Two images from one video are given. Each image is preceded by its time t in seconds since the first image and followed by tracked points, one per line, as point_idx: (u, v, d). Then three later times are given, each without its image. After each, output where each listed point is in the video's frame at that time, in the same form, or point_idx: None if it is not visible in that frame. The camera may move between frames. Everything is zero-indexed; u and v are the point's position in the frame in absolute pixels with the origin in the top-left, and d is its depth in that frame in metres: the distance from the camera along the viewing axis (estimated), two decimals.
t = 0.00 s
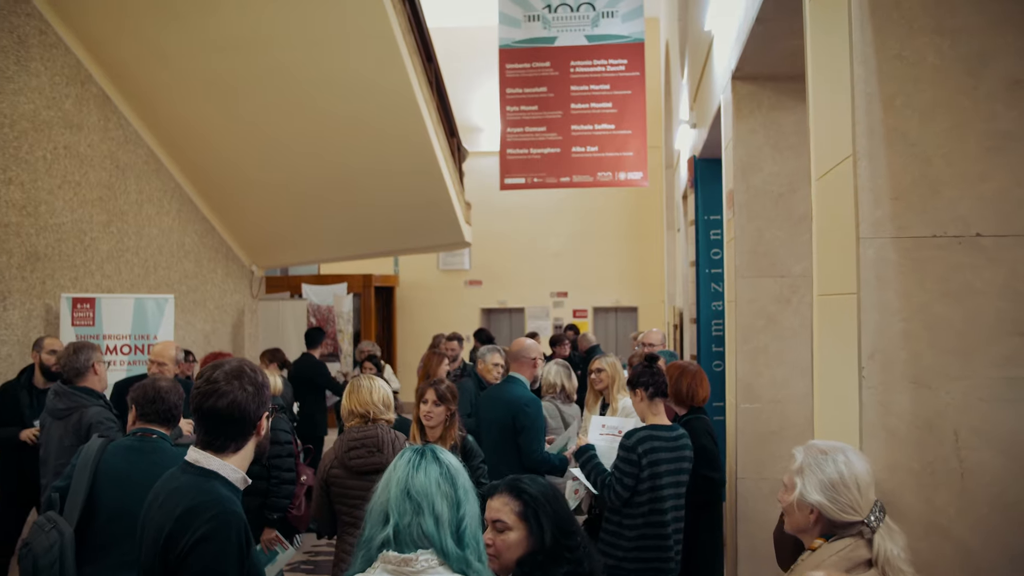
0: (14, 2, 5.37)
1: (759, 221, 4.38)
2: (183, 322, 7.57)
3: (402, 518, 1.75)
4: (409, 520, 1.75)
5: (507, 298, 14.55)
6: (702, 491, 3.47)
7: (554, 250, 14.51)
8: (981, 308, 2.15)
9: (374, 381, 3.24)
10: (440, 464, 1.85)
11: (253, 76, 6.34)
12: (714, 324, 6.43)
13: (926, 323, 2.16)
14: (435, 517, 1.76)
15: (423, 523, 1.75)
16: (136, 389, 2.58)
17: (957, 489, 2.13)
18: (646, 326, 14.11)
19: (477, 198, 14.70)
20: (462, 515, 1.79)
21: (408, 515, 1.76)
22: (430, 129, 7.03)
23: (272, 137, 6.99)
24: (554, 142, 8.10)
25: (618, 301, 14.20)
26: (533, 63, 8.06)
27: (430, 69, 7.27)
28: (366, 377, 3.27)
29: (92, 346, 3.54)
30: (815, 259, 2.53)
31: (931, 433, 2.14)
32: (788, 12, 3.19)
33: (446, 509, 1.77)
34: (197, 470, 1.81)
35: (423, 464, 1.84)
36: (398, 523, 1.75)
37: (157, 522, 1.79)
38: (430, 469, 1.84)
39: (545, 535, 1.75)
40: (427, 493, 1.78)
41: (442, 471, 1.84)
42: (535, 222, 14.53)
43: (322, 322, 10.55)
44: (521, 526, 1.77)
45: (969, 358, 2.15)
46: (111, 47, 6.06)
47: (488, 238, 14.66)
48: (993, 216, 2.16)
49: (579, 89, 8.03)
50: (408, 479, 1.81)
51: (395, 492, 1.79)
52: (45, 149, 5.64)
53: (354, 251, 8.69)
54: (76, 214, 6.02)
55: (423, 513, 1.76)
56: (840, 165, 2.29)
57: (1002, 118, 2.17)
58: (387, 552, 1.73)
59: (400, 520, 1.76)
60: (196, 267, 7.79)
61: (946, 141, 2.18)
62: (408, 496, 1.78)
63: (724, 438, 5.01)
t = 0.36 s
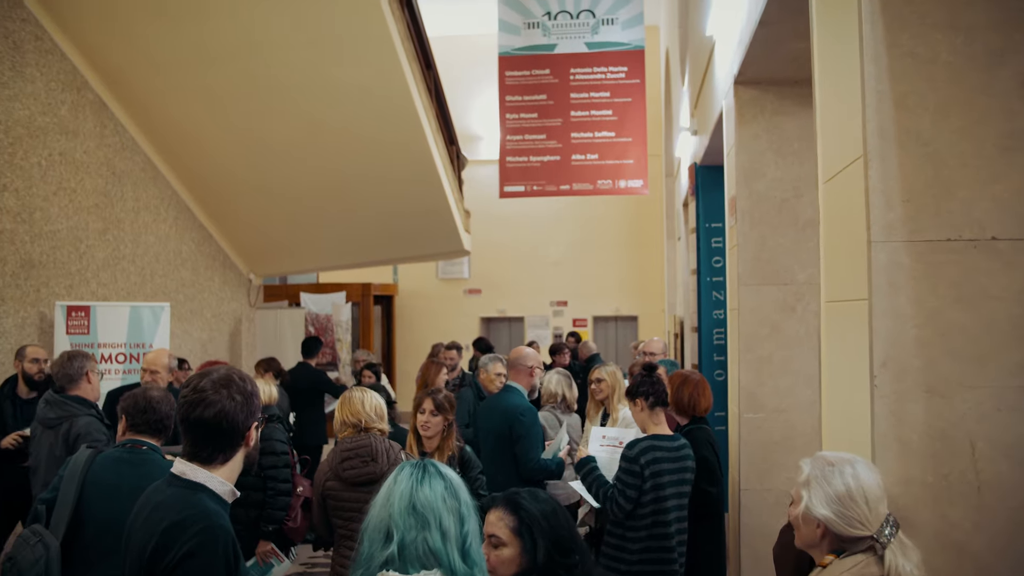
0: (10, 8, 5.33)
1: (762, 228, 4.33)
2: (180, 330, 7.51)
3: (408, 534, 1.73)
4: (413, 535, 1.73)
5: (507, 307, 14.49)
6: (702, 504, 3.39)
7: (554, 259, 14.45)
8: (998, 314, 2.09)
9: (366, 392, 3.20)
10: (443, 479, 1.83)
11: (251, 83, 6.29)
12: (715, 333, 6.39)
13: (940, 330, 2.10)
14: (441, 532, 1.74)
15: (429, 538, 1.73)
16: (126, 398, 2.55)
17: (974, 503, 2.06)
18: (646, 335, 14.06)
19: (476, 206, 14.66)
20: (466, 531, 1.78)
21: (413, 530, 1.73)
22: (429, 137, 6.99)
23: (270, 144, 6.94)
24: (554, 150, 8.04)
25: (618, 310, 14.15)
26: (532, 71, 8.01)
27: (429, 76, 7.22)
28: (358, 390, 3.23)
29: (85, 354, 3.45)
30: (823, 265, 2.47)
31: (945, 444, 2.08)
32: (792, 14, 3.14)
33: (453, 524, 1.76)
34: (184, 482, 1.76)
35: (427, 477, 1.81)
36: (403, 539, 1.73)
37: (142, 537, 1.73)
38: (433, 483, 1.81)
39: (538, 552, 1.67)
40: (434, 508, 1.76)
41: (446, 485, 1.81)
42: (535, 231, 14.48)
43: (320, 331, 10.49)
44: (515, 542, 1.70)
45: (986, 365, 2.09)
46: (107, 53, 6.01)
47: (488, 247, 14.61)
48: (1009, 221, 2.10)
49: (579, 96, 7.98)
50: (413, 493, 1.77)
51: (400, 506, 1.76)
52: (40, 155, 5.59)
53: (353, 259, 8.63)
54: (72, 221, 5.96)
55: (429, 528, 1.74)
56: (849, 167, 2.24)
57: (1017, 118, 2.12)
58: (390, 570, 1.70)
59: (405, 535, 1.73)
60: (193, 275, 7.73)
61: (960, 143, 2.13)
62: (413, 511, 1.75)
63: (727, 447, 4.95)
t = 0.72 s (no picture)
0: (5, 16, 5.28)
1: (766, 237, 4.27)
2: (176, 342, 7.44)
3: (407, 557, 1.66)
4: (413, 558, 1.66)
5: (507, 318, 14.43)
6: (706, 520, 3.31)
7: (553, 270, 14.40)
8: (1016, 324, 2.03)
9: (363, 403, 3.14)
10: (445, 499, 1.75)
11: (249, 93, 6.25)
12: (717, 344, 6.38)
13: (956, 341, 2.04)
14: (442, 554, 1.68)
15: (429, 561, 1.66)
16: (115, 412, 2.48)
17: (993, 521, 1.99)
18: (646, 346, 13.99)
19: (476, 217, 14.61)
20: (467, 552, 1.72)
21: (413, 553, 1.66)
22: (429, 148, 6.95)
23: (268, 154, 6.89)
24: (554, 160, 7.99)
25: (618, 321, 14.09)
26: (532, 80, 7.97)
27: (428, 85, 7.18)
28: (355, 400, 3.16)
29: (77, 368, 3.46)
30: (832, 273, 2.41)
31: (963, 460, 2.01)
32: (796, 19, 3.09)
33: (453, 545, 1.70)
34: (168, 500, 1.71)
35: (428, 497, 1.73)
36: (402, 561, 1.66)
37: (126, 558, 1.68)
38: (434, 503, 1.73)
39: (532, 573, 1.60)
40: (435, 529, 1.69)
41: (447, 505, 1.74)
42: (534, 242, 14.43)
43: (318, 343, 10.42)
44: (509, 563, 1.64)
45: (1004, 378, 2.02)
46: (104, 62, 5.97)
47: (487, 258, 14.55)
48: None
49: (579, 106, 7.94)
50: (413, 513, 1.70)
51: (399, 526, 1.69)
52: (35, 164, 5.53)
53: (351, 270, 8.57)
54: (67, 231, 5.90)
55: (429, 549, 1.67)
56: (859, 173, 2.18)
57: None
58: None
59: (404, 557, 1.66)
60: (190, 286, 7.67)
61: (975, 147, 2.07)
62: (413, 532, 1.68)
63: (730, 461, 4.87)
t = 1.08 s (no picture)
0: None
1: (769, 248, 4.21)
2: (172, 355, 7.36)
3: None
4: None
5: (506, 332, 14.35)
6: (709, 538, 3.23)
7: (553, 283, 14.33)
8: None
9: (360, 418, 3.06)
10: (444, 520, 1.68)
11: (246, 104, 6.19)
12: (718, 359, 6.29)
13: (974, 354, 1.97)
14: None
15: None
16: (102, 427, 2.39)
17: (1014, 543, 1.91)
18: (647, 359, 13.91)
19: (475, 230, 14.55)
20: None
21: None
22: (428, 160, 6.89)
23: (265, 166, 6.83)
24: (553, 171, 7.92)
25: (618, 334, 14.02)
26: (531, 92, 7.93)
27: (427, 96, 7.13)
28: (353, 415, 3.10)
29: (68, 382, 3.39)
30: (842, 283, 2.34)
31: (982, 478, 1.94)
32: (801, 26, 3.04)
33: (452, 570, 1.62)
34: (148, 520, 1.64)
35: (427, 518, 1.66)
36: None
37: None
38: (433, 524, 1.66)
39: None
40: (433, 551, 1.61)
41: (446, 526, 1.67)
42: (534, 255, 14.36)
43: (316, 356, 10.33)
44: None
45: None
46: (100, 73, 5.91)
47: (487, 271, 14.48)
48: None
49: (578, 118, 7.89)
50: (410, 534, 1.63)
51: (395, 548, 1.61)
52: (29, 176, 5.46)
53: (349, 283, 8.50)
54: (61, 243, 5.83)
55: (427, 573, 1.60)
56: (870, 181, 2.11)
57: None
58: None
59: None
60: (187, 299, 7.60)
61: (993, 152, 2.00)
62: (410, 555, 1.61)
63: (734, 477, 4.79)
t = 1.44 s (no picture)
0: None
1: (773, 260, 4.15)
2: (168, 370, 7.28)
3: None
4: None
5: (506, 346, 14.27)
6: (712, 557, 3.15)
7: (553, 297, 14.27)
8: None
9: (355, 434, 2.98)
10: (440, 543, 1.60)
11: (244, 116, 6.13)
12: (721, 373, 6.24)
13: (993, 367, 1.89)
14: None
15: None
16: (86, 443, 2.28)
17: None
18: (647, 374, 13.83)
19: (474, 244, 14.49)
20: None
21: None
22: (427, 173, 6.84)
23: (263, 179, 6.78)
24: (553, 185, 7.86)
25: (618, 349, 13.95)
26: (530, 105, 7.88)
27: (425, 109, 7.08)
28: (348, 430, 3.02)
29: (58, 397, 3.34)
30: (852, 296, 2.27)
31: (1003, 498, 1.86)
32: (805, 33, 2.99)
33: None
34: (122, 544, 1.59)
35: (423, 542, 1.58)
36: None
37: None
38: (429, 549, 1.58)
39: None
40: None
41: (443, 551, 1.58)
42: (534, 269, 14.30)
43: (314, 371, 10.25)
44: None
45: None
46: (96, 85, 5.86)
47: (486, 285, 14.42)
48: None
49: (578, 131, 7.83)
50: (404, 559, 1.55)
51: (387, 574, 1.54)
52: (23, 188, 5.40)
53: (347, 297, 8.43)
54: (55, 255, 5.76)
55: None
56: (881, 189, 2.05)
57: None
58: None
59: None
60: (183, 313, 7.52)
61: (1011, 157, 1.93)
62: None
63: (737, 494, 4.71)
